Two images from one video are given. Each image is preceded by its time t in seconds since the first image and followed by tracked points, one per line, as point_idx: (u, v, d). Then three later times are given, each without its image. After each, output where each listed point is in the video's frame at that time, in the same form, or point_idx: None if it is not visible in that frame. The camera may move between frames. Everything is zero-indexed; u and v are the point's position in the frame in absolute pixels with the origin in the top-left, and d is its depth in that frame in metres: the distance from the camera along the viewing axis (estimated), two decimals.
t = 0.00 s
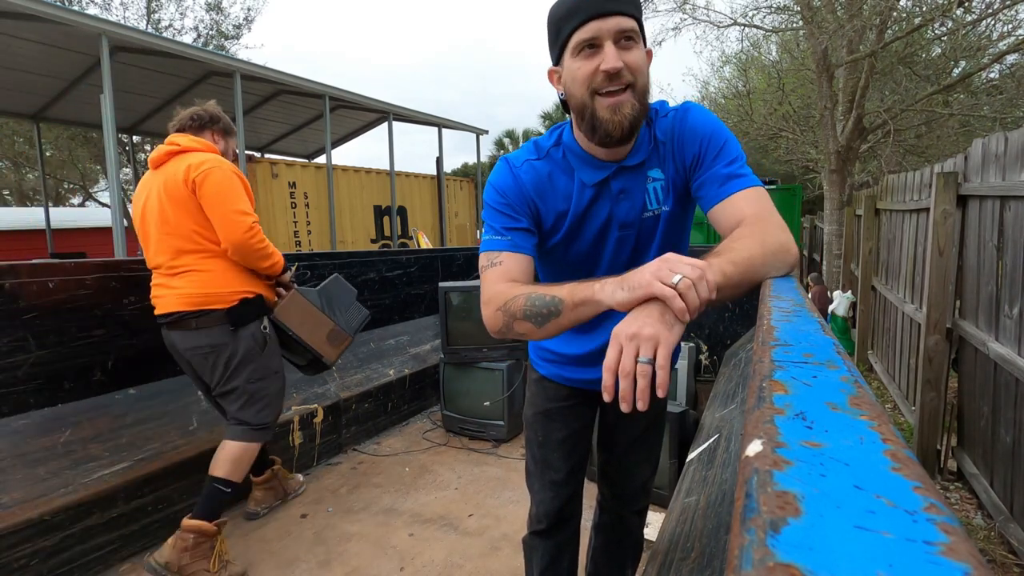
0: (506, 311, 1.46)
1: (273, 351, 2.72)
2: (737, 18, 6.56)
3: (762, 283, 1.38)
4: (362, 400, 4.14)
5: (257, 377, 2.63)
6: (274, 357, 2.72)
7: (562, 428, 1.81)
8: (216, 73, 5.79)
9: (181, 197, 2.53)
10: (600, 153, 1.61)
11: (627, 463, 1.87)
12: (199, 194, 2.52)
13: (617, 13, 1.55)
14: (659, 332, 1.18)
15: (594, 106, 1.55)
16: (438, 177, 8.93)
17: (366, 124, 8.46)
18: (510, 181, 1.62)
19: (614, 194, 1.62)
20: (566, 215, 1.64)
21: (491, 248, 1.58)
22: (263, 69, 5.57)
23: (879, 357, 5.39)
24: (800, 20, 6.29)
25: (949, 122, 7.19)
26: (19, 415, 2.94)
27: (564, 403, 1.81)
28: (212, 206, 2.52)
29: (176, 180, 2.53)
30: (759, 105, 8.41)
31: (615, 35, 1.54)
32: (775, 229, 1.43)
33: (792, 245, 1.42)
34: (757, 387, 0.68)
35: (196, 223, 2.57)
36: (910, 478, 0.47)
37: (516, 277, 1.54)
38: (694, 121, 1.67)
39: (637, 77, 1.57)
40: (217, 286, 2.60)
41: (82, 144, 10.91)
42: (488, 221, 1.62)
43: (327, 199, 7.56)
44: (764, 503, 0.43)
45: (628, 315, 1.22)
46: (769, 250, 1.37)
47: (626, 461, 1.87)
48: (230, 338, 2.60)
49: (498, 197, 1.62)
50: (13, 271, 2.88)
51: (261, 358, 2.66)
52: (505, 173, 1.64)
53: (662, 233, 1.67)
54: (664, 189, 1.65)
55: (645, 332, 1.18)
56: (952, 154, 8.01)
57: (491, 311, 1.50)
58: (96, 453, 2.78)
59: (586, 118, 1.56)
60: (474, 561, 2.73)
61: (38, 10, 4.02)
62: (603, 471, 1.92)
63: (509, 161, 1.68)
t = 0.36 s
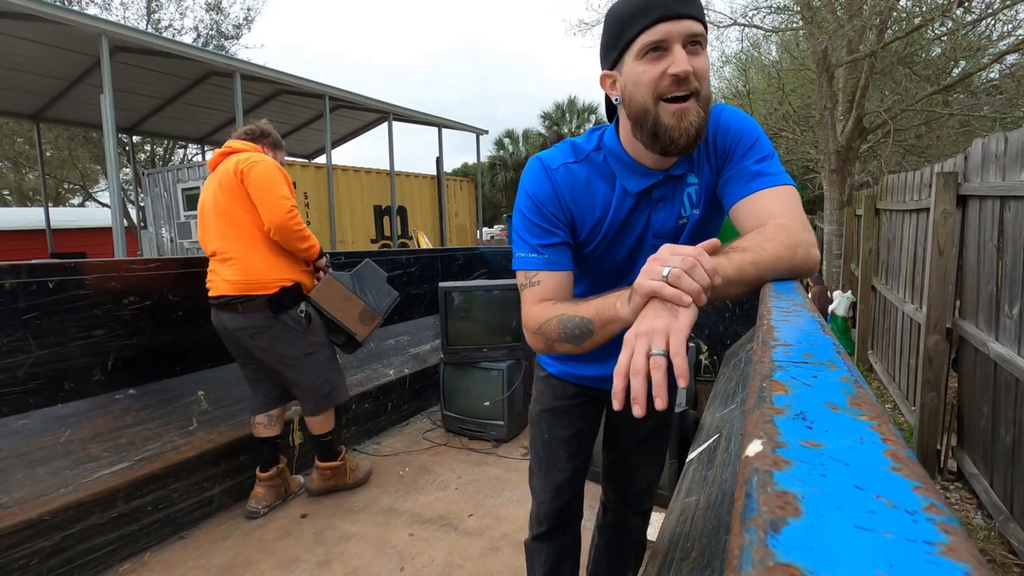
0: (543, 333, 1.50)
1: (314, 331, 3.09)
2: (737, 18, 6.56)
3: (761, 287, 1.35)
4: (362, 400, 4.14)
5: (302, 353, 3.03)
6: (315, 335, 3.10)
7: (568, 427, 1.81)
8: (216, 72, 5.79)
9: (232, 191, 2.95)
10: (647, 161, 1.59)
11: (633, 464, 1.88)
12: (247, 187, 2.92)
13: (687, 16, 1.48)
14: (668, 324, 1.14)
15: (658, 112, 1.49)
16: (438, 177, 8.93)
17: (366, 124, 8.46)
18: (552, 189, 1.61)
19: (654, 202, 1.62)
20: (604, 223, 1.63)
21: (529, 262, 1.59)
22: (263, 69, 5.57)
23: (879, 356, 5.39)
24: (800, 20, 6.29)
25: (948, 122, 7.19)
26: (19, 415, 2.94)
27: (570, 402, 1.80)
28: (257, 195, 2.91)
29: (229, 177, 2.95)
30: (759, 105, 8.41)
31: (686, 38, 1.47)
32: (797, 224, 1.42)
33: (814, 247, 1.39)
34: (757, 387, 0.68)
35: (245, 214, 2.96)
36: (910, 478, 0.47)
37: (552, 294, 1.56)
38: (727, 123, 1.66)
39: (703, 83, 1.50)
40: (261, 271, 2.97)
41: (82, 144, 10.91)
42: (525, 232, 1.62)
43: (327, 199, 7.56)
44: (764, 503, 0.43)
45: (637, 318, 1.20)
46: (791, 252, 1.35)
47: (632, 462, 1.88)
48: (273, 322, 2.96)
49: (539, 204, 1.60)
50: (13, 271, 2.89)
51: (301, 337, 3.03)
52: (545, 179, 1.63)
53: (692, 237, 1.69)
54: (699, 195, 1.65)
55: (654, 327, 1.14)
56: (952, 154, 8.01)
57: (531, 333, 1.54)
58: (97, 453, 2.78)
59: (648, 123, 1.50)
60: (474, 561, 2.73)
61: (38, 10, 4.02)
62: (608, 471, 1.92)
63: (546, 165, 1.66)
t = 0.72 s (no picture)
0: (534, 331, 1.49)
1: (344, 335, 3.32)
2: (737, 18, 6.56)
3: (761, 286, 1.35)
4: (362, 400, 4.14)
5: (334, 353, 3.26)
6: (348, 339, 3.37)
7: (571, 428, 1.80)
8: (216, 72, 5.79)
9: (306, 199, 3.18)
10: (646, 163, 1.59)
11: (634, 465, 1.88)
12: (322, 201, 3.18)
13: (680, 23, 1.48)
14: (659, 330, 1.14)
15: (645, 117, 1.51)
16: (438, 177, 8.93)
17: (366, 124, 8.46)
18: (552, 188, 1.61)
19: (655, 202, 1.62)
20: (605, 223, 1.63)
21: (527, 261, 1.58)
22: (263, 69, 5.57)
23: (879, 357, 5.39)
24: (800, 20, 6.30)
25: (948, 122, 7.19)
26: (19, 416, 2.95)
27: (574, 403, 1.80)
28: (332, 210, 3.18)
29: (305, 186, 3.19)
30: (759, 105, 8.41)
31: (675, 46, 1.48)
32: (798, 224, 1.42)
33: (814, 248, 1.40)
34: (757, 387, 0.69)
35: (311, 222, 3.19)
36: (910, 478, 0.47)
37: (548, 293, 1.56)
38: (730, 123, 1.66)
39: (694, 91, 1.51)
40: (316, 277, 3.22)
41: (82, 144, 10.91)
42: (524, 230, 1.62)
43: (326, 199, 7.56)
44: (764, 503, 0.43)
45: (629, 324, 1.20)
46: (789, 252, 1.35)
47: (633, 463, 1.88)
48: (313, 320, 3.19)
49: (538, 203, 1.60)
50: (13, 271, 2.90)
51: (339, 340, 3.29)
52: (546, 177, 1.62)
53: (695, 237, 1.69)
54: (701, 196, 1.65)
55: (646, 332, 1.14)
56: (952, 154, 8.02)
57: (523, 330, 1.54)
58: (97, 453, 2.78)
59: (634, 127, 1.54)
60: (474, 561, 2.73)
61: (38, 10, 4.02)
62: (610, 472, 1.92)
63: (549, 163, 1.65)
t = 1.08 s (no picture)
0: (494, 322, 1.55)
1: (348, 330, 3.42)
2: (737, 18, 6.56)
3: (761, 286, 1.35)
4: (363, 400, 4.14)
5: (330, 348, 3.31)
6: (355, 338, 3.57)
7: (571, 427, 1.80)
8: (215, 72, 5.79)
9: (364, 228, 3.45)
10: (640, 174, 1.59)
11: (634, 465, 1.88)
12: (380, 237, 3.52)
13: (673, 48, 1.47)
14: (658, 327, 1.12)
15: (638, 137, 1.52)
16: (438, 177, 8.93)
17: (366, 125, 8.46)
18: (541, 199, 1.65)
19: (652, 211, 1.62)
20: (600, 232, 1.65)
21: (508, 266, 1.64)
22: (263, 69, 5.56)
23: (879, 357, 5.39)
24: (800, 20, 6.29)
25: (948, 122, 7.19)
26: (19, 416, 2.95)
27: (574, 402, 1.80)
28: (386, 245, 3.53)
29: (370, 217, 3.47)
30: (759, 105, 8.42)
31: (667, 71, 1.47)
32: (798, 225, 1.42)
33: (814, 246, 1.39)
34: (757, 387, 0.68)
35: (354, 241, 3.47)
36: (910, 478, 0.47)
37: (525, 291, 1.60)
38: (723, 126, 1.66)
39: (687, 112, 1.50)
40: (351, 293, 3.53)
41: (82, 144, 10.91)
42: (512, 238, 1.66)
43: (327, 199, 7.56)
44: (764, 503, 0.43)
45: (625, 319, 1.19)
46: (789, 251, 1.34)
47: (634, 463, 1.88)
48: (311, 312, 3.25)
49: (527, 213, 1.65)
50: (13, 271, 2.90)
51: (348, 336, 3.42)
52: (537, 188, 1.66)
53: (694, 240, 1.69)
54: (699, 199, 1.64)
55: (644, 329, 1.12)
56: (952, 154, 8.02)
57: (488, 325, 1.60)
58: (97, 453, 2.78)
59: (628, 147, 1.55)
60: (474, 561, 2.73)
61: (38, 10, 4.02)
62: (610, 472, 1.92)
63: (542, 174, 1.68)
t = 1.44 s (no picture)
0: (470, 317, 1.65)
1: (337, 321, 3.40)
2: (737, 17, 6.56)
3: (762, 287, 1.35)
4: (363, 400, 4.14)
5: (313, 335, 3.29)
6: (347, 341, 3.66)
7: (570, 427, 1.81)
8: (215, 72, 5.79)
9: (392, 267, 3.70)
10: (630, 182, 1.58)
11: (634, 465, 1.88)
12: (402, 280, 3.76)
13: (658, 57, 1.45)
14: (660, 332, 1.11)
15: (626, 148, 1.52)
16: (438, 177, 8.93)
17: (366, 124, 8.46)
18: (534, 203, 1.69)
19: (647, 217, 1.61)
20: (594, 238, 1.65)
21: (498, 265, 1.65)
22: (263, 69, 5.57)
23: (879, 357, 5.39)
24: (800, 20, 6.30)
25: (949, 122, 7.20)
26: (19, 415, 2.95)
27: (574, 402, 1.80)
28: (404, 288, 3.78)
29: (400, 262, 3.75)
30: (760, 105, 8.42)
31: (653, 81, 1.46)
32: (794, 226, 1.41)
33: (811, 244, 1.39)
34: (757, 387, 0.68)
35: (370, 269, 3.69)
36: (910, 478, 0.47)
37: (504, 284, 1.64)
38: (716, 129, 1.66)
39: (673, 123, 1.50)
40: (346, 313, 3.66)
41: (82, 144, 10.91)
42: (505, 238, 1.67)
43: (327, 199, 7.56)
44: (763, 503, 0.43)
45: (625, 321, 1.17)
46: (788, 251, 1.34)
47: (634, 463, 1.88)
48: (299, 296, 3.28)
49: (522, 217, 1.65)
50: (13, 271, 2.89)
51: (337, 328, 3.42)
52: (530, 193, 1.67)
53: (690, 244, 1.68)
54: (694, 203, 1.64)
55: (645, 334, 1.11)
56: (952, 154, 8.01)
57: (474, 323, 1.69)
58: (97, 453, 2.78)
59: (616, 155, 1.55)
60: (474, 561, 2.73)
61: (38, 10, 4.02)
62: (610, 472, 1.92)
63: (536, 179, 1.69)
